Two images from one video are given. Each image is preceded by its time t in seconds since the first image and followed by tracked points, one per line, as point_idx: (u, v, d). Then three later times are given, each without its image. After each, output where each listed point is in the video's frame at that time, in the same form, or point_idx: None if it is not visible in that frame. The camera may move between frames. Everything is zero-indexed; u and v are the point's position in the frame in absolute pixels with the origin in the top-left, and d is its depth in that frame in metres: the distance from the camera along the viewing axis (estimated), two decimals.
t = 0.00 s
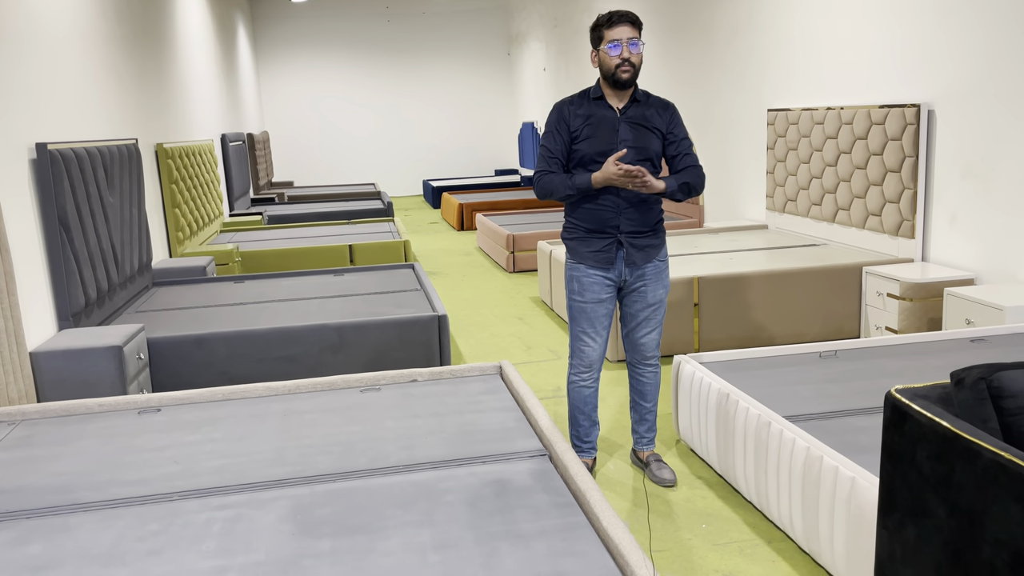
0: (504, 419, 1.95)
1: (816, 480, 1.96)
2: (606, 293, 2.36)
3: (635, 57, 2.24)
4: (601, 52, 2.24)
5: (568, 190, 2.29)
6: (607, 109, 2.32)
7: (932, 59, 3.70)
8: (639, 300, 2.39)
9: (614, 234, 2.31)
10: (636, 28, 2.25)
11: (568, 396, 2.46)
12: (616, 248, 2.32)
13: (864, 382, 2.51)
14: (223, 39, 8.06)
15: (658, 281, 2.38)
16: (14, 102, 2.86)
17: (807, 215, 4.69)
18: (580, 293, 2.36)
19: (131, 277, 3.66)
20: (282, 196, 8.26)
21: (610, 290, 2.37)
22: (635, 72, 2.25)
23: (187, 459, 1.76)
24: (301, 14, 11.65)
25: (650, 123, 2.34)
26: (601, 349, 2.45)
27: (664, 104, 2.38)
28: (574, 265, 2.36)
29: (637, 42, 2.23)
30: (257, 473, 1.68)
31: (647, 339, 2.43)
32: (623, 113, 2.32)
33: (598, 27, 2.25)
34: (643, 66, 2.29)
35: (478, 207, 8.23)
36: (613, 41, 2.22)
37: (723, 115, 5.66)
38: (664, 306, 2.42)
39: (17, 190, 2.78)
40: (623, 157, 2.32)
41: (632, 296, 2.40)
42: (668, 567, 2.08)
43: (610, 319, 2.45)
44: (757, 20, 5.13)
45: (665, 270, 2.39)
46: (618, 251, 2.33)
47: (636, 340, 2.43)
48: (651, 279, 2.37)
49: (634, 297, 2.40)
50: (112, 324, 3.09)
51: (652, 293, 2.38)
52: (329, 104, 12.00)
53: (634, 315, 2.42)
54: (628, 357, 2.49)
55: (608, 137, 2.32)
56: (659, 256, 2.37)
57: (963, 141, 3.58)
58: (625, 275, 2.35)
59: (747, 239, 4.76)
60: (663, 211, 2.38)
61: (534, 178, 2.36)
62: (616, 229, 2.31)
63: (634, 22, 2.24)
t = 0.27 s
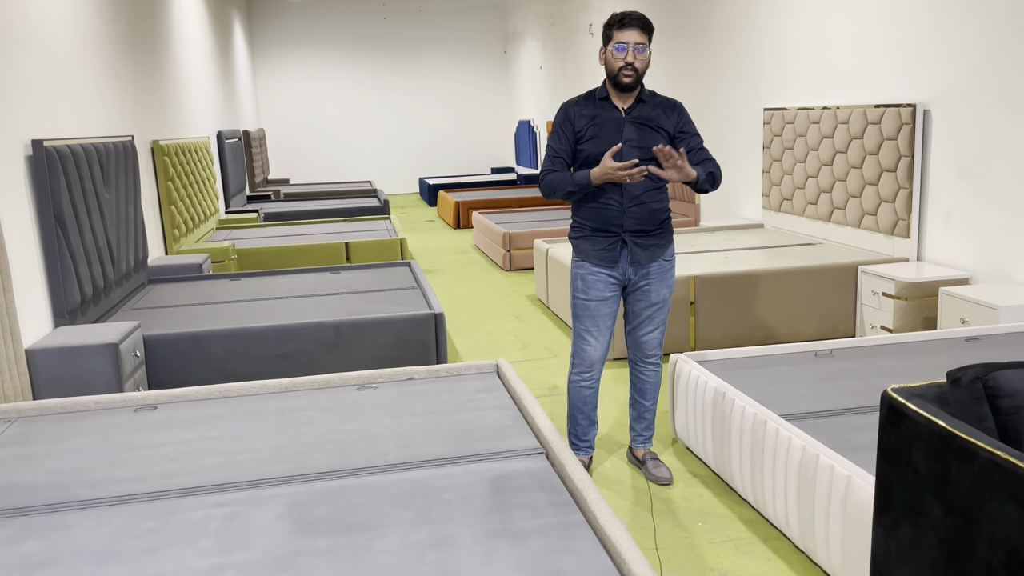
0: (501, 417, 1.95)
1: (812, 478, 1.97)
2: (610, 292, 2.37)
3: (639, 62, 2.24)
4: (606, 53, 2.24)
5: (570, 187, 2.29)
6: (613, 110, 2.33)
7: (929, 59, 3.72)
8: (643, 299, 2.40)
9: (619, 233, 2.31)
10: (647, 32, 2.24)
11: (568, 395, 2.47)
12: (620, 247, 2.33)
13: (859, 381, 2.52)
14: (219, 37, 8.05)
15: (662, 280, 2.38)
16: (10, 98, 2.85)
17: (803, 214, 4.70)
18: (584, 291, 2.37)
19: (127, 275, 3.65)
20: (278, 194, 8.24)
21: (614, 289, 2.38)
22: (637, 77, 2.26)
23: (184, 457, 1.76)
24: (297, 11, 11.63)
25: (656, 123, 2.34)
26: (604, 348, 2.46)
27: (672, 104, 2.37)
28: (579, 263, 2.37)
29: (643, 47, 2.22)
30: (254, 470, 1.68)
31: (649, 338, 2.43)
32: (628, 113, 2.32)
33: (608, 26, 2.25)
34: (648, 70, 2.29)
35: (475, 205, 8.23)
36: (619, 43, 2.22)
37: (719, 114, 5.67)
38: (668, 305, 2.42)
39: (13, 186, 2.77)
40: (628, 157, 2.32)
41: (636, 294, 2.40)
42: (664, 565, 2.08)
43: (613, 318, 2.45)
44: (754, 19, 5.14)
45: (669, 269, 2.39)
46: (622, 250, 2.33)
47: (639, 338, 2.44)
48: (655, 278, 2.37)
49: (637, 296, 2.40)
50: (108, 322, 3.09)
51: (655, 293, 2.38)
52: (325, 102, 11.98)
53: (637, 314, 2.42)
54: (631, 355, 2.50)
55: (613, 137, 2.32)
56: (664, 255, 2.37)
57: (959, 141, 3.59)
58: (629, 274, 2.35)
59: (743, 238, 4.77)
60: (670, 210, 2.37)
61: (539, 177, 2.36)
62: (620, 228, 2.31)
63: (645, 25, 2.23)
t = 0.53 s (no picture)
0: (499, 414, 1.95)
1: (809, 475, 1.97)
2: (610, 287, 2.37)
3: (647, 59, 2.23)
4: (614, 51, 2.23)
5: (570, 171, 2.26)
6: (618, 105, 2.33)
7: (926, 57, 3.72)
8: (643, 296, 2.39)
9: (620, 229, 2.31)
10: (655, 29, 2.22)
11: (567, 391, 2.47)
12: (621, 243, 2.32)
13: (857, 378, 2.53)
14: (215, 32, 8.01)
15: (663, 277, 2.37)
16: (5, 92, 2.83)
17: (800, 212, 4.71)
18: (584, 287, 2.37)
19: (122, 270, 3.63)
20: (274, 190, 8.22)
21: (615, 285, 2.37)
22: (645, 74, 2.25)
23: (180, 452, 1.75)
24: (293, 6, 11.60)
25: (661, 120, 2.32)
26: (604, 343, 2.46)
27: (679, 101, 2.35)
28: (580, 258, 2.37)
29: (652, 45, 2.21)
30: (251, 466, 1.68)
31: (649, 334, 2.43)
32: (633, 109, 2.32)
33: (616, 23, 2.22)
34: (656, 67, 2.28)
35: (471, 202, 8.22)
36: (628, 40, 2.20)
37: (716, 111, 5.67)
38: (669, 302, 2.41)
39: (8, 181, 2.75)
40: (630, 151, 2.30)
41: (636, 291, 2.40)
42: (662, 561, 2.08)
43: (614, 314, 2.45)
44: (751, 16, 5.14)
45: (670, 266, 2.38)
46: (623, 246, 2.33)
47: (639, 335, 2.44)
48: (656, 275, 2.36)
49: (638, 292, 2.40)
50: (103, 317, 3.08)
51: (656, 289, 2.37)
52: (321, 98, 11.95)
53: (637, 310, 2.42)
54: (631, 351, 2.50)
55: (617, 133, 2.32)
56: (665, 252, 2.36)
57: (956, 138, 3.59)
58: (630, 270, 2.35)
59: (739, 235, 4.78)
60: (673, 207, 2.37)
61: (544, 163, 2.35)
62: (621, 224, 2.31)
63: (654, 22, 2.21)
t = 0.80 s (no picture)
0: (496, 410, 1.95)
1: (805, 471, 1.98)
2: (609, 284, 2.37)
3: (647, 52, 2.23)
4: (613, 49, 2.23)
5: (589, 166, 2.22)
6: (622, 101, 2.32)
7: (922, 54, 3.73)
8: (641, 293, 2.39)
9: (620, 226, 2.31)
10: (649, 22, 2.23)
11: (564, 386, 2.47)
12: (620, 239, 2.32)
13: (852, 375, 2.53)
14: (211, 28, 7.99)
15: (662, 274, 2.37)
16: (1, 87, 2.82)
17: (796, 209, 4.71)
18: (583, 283, 2.38)
19: (118, 266, 3.62)
20: (270, 186, 8.20)
21: (613, 281, 2.38)
22: (648, 67, 2.25)
23: (177, 449, 1.75)
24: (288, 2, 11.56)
25: (663, 117, 2.34)
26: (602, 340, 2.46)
27: (681, 99, 2.37)
28: (579, 254, 2.37)
29: (648, 37, 2.22)
30: (248, 463, 1.67)
31: (647, 331, 2.43)
32: (637, 105, 2.32)
33: (609, 22, 2.24)
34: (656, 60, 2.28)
35: (467, 199, 8.22)
36: (625, 37, 2.21)
37: (712, 108, 5.67)
38: (667, 299, 2.41)
39: (3, 177, 2.74)
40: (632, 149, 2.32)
41: (635, 287, 2.40)
42: (658, 557, 2.09)
43: (612, 311, 2.45)
44: (747, 14, 5.14)
45: (669, 264, 2.38)
46: (622, 242, 2.33)
47: (637, 332, 2.44)
48: (655, 272, 2.36)
49: (636, 289, 2.40)
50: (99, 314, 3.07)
51: (654, 287, 2.37)
52: (317, 94, 11.92)
53: (636, 307, 2.42)
54: (628, 348, 2.50)
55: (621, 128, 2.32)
56: (664, 249, 2.36)
57: (952, 136, 3.60)
58: (629, 266, 2.35)
59: (736, 233, 4.78)
60: (672, 205, 2.37)
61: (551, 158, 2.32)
62: (621, 221, 2.31)
63: (646, 15, 2.23)
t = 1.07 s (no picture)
0: (492, 407, 1.95)
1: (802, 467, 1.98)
2: (610, 281, 2.36)
3: (644, 50, 2.22)
4: (609, 49, 2.23)
5: (587, 148, 2.20)
6: (621, 97, 2.33)
7: (918, 50, 3.73)
8: (643, 289, 2.40)
9: (623, 221, 2.30)
10: (645, 19, 2.21)
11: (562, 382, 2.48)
12: (624, 235, 2.32)
13: (848, 371, 2.54)
14: (206, 23, 7.97)
15: (663, 271, 2.37)
16: None
17: (792, 206, 4.72)
18: (585, 279, 2.37)
19: (114, 263, 3.61)
20: (266, 182, 8.18)
21: (615, 278, 2.37)
22: (645, 64, 2.25)
23: (173, 445, 1.75)
24: None
25: (664, 112, 2.33)
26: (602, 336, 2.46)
27: (681, 94, 2.37)
28: (581, 251, 2.37)
29: (645, 35, 2.20)
30: (244, 459, 1.67)
31: (648, 328, 2.43)
32: (635, 101, 2.33)
33: (606, 21, 2.22)
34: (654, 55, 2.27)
35: (464, 196, 8.21)
36: (621, 36, 2.20)
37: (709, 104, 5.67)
38: (668, 296, 2.42)
39: None
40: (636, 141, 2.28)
41: (637, 284, 2.40)
42: (655, 553, 2.09)
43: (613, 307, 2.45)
44: (744, 10, 5.14)
45: (670, 260, 2.39)
46: (625, 238, 2.32)
47: (637, 329, 2.44)
48: (657, 268, 2.36)
49: (637, 285, 2.40)
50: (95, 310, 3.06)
51: (656, 283, 2.38)
52: (313, 90, 11.89)
53: (637, 303, 2.42)
54: (628, 344, 2.50)
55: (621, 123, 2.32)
56: (666, 245, 2.36)
57: (948, 132, 3.61)
58: (631, 263, 2.35)
59: (732, 229, 4.78)
60: (673, 200, 2.37)
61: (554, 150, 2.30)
62: (625, 216, 2.30)
63: (643, 12, 2.20)
